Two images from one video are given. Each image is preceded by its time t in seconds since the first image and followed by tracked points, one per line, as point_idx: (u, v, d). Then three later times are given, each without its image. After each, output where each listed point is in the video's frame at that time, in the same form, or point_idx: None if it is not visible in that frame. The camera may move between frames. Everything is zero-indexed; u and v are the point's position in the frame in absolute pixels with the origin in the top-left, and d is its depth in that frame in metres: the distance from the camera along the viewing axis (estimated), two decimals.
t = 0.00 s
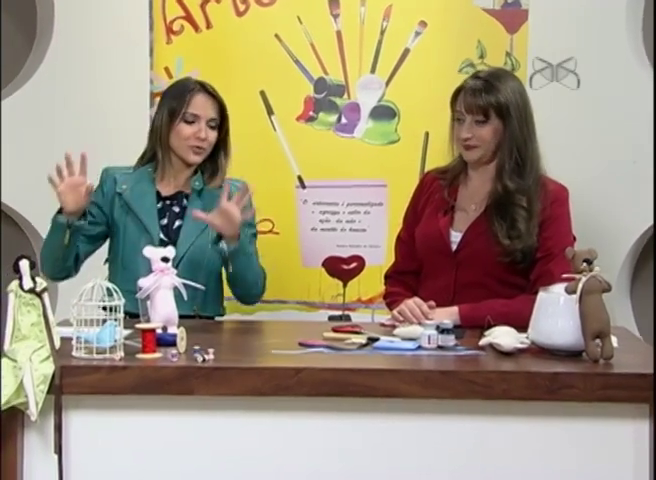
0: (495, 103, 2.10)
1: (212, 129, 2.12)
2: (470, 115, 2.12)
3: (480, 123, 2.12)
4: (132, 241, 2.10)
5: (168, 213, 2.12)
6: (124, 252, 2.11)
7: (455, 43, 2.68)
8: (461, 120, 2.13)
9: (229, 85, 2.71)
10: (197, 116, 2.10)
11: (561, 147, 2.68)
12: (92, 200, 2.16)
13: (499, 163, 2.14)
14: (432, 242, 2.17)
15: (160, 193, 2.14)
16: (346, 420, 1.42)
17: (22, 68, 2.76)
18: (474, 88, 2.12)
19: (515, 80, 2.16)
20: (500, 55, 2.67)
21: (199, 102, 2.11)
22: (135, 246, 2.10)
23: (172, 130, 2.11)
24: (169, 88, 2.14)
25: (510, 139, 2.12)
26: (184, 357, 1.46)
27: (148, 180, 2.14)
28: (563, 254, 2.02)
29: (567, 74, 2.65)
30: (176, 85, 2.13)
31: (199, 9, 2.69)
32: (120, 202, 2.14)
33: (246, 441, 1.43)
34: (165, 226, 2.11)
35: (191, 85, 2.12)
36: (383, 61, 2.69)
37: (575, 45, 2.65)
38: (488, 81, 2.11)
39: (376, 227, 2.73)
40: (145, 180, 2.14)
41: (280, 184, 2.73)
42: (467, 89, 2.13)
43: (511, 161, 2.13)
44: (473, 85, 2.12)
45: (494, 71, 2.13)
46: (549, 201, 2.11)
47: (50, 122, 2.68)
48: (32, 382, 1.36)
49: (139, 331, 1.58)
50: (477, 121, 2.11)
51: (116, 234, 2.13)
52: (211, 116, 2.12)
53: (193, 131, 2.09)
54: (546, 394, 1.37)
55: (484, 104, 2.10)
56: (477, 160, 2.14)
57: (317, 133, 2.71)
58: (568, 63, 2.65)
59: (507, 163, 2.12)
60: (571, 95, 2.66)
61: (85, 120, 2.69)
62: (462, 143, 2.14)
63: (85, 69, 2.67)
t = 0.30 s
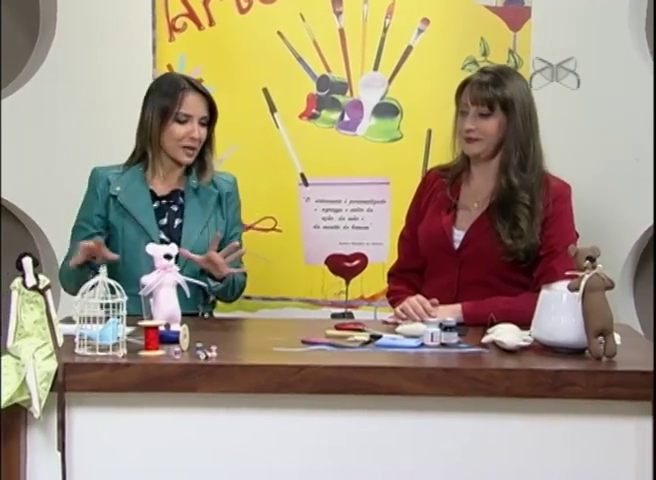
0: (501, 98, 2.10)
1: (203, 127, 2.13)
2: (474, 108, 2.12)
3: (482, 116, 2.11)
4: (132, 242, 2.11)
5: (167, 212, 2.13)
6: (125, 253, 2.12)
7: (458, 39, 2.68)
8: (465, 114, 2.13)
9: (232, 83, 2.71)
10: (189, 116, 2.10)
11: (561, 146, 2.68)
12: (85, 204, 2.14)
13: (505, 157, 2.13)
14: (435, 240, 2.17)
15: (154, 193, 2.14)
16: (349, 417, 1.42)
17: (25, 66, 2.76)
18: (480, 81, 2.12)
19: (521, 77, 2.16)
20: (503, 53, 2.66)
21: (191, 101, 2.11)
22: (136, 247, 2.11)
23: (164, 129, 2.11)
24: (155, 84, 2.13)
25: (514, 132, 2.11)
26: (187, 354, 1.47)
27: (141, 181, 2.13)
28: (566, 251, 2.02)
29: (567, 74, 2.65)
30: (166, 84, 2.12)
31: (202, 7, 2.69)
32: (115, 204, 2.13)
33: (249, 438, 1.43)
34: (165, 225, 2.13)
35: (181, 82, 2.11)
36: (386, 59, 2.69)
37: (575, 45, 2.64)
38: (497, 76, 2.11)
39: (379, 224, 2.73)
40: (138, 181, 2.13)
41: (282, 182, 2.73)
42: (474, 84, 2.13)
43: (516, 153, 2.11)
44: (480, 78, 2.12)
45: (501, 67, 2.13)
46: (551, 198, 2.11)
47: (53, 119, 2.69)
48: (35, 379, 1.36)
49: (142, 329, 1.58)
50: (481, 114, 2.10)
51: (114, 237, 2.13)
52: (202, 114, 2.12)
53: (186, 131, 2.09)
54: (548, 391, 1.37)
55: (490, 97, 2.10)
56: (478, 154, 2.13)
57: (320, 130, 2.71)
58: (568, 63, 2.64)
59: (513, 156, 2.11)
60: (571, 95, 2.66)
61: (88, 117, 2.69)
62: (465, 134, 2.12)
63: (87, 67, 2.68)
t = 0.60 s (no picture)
0: (506, 96, 2.09)
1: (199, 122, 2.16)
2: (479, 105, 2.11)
3: (486, 114, 2.11)
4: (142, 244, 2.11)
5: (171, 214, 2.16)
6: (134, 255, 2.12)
7: (462, 36, 2.68)
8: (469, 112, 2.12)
9: (236, 82, 2.71)
10: (186, 112, 2.12)
11: (562, 146, 2.68)
12: (89, 207, 2.12)
13: (509, 155, 2.12)
14: (440, 238, 2.16)
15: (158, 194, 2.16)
16: (353, 415, 1.42)
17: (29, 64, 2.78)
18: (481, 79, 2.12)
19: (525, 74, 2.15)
20: (507, 50, 2.66)
21: (186, 97, 2.13)
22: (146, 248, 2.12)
23: (162, 129, 2.13)
24: (145, 84, 2.14)
25: (518, 131, 2.11)
26: (191, 352, 1.47)
27: (145, 183, 2.16)
28: (570, 249, 2.02)
29: (567, 74, 2.66)
30: (158, 82, 2.13)
31: (206, 5, 2.69)
32: (121, 208, 2.14)
33: (253, 436, 1.43)
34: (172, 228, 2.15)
35: (173, 79, 2.14)
36: (389, 57, 2.69)
37: (575, 45, 2.65)
38: (503, 74, 2.10)
39: (383, 222, 2.73)
40: (143, 183, 2.16)
41: (287, 180, 2.73)
42: (478, 82, 2.12)
43: (520, 152, 2.11)
44: (485, 76, 2.11)
45: (506, 65, 2.12)
46: (556, 195, 2.11)
47: (57, 117, 2.71)
48: (39, 377, 1.36)
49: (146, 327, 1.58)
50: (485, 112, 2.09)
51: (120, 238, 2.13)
52: (198, 108, 2.15)
53: (186, 127, 2.11)
54: (552, 390, 1.37)
55: (495, 95, 2.10)
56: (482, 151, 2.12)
57: (323, 128, 2.71)
58: (568, 63, 2.65)
59: (517, 155, 2.11)
60: (571, 96, 2.66)
61: (92, 115, 2.71)
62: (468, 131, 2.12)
63: (92, 65, 2.69)
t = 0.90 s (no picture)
0: (507, 97, 2.10)
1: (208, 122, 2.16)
2: (482, 108, 2.11)
3: (490, 116, 2.11)
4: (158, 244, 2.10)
5: (183, 214, 2.17)
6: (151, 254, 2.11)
7: (464, 35, 2.68)
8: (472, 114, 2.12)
9: (239, 80, 2.71)
10: (197, 112, 2.12)
11: (562, 145, 2.69)
12: (104, 207, 2.08)
13: (510, 156, 2.12)
14: (442, 236, 2.17)
15: (170, 195, 2.16)
16: (355, 414, 1.42)
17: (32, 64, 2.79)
18: (482, 80, 2.12)
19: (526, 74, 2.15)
20: (510, 49, 2.66)
21: (195, 97, 2.13)
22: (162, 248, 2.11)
23: (173, 130, 2.11)
24: (154, 85, 2.13)
25: (520, 131, 2.10)
26: (193, 351, 1.47)
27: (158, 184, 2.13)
28: (573, 248, 2.02)
29: (567, 74, 2.66)
30: (166, 83, 2.12)
31: (208, 4, 2.69)
32: (136, 207, 2.11)
33: (254, 435, 1.43)
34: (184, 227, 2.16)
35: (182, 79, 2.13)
36: (392, 56, 2.69)
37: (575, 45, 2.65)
38: (503, 75, 2.10)
39: (385, 221, 2.73)
40: (156, 184, 2.13)
41: (289, 178, 2.74)
42: (480, 83, 2.12)
43: (521, 152, 2.11)
44: (487, 77, 2.11)
45: (507, 66, 2.12)
46: (558, 194, 2.10)
47: (59, 116, 2.72)
48: (42, 376, 1.36)
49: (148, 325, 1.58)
50: (488, 114, 2.10)
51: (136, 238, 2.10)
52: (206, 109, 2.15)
53: (197, 127, 2.11)
54: (555, 388, 1.37)
55: (497, 97, 2.10)
56: (490, 154, 2.13)
57: (325, 127, 2.71)
58: (568, 63, 2.65)
59: (519, 156, 2.11)
60: (571, 96, 2.67)
61: (94, 114, 2.72)
62: (473, 135, 2.12)
63: (94, 64, 2.70)
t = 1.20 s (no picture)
0: (513, 97, 2.08)
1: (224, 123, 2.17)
2: (489, 108, 2.10)
3: (497, 117, 2.10)
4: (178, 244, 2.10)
5: (203, 215, 2.18)
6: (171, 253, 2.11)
7: (466, 35, 2.68)
8: (481, 116, 2.11)
9: (240, 80, 2.72)
10: (212, 113, 2.14)
11: (562, 145, 2.69)
12: (126, 205, 2.07)
13: (515, 155, 2.12)
14: (443, 234, 2.16)
15: (189, 197, 2.17)
16: (357, 414, 1.42)
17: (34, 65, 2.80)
18: (489, 80, 2.10)
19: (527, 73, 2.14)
20: (511, 49, 2.66)
21: (210, 98, 2.15)
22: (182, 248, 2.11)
23: (188, 131, 2.12)
24: (168, 86, 2.14)
25: (525, 130, 2.10)
26: (195, 351, 1.47)
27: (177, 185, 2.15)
28: (574, 248, 2.01)
29: (567, 74, 2.66)
30: (180, 84, 2.14)
31: (210, 4, 2.70)
32: (156, 207, 2.11)
33: (255, 435, 1.43)
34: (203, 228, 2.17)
35: (196, 80, 2.14)
36: (394, 56, 2.69)
37: (576, 45, 2.65)
38: (507, 75, 2.09)
39: (387, 221, 2.74)
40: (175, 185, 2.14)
41: (291, 178, 2.74)
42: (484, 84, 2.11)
43: (526, 151, 2.10)
44: (491, 78, 2.09)
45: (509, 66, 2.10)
46: (560, 193, 2.10)
47: (61, 115, 2.72)
48: (44, 375, 1.36)
49: (150, 325, 1.58)
50: (496, 115, 2.09)
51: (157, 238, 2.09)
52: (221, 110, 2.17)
53: (212, 128, 2.12)
54: (557, 389, 1.36)
55: (503, 97, 2.08)
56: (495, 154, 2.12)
57: (327, 127, 2.71)
58: (568, 63, 2.65)
59: (523, 155, 2.11)
60: (571, 96, 2.67)
61: (97, 114, 2.72)
62: (480, 136, 2.11)
63: (96, 65, 2.70)
